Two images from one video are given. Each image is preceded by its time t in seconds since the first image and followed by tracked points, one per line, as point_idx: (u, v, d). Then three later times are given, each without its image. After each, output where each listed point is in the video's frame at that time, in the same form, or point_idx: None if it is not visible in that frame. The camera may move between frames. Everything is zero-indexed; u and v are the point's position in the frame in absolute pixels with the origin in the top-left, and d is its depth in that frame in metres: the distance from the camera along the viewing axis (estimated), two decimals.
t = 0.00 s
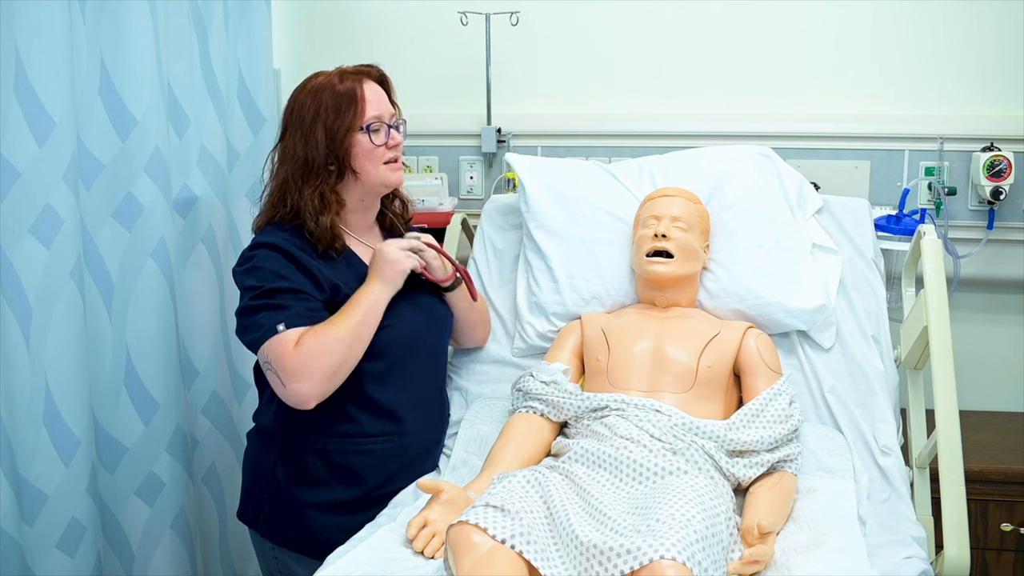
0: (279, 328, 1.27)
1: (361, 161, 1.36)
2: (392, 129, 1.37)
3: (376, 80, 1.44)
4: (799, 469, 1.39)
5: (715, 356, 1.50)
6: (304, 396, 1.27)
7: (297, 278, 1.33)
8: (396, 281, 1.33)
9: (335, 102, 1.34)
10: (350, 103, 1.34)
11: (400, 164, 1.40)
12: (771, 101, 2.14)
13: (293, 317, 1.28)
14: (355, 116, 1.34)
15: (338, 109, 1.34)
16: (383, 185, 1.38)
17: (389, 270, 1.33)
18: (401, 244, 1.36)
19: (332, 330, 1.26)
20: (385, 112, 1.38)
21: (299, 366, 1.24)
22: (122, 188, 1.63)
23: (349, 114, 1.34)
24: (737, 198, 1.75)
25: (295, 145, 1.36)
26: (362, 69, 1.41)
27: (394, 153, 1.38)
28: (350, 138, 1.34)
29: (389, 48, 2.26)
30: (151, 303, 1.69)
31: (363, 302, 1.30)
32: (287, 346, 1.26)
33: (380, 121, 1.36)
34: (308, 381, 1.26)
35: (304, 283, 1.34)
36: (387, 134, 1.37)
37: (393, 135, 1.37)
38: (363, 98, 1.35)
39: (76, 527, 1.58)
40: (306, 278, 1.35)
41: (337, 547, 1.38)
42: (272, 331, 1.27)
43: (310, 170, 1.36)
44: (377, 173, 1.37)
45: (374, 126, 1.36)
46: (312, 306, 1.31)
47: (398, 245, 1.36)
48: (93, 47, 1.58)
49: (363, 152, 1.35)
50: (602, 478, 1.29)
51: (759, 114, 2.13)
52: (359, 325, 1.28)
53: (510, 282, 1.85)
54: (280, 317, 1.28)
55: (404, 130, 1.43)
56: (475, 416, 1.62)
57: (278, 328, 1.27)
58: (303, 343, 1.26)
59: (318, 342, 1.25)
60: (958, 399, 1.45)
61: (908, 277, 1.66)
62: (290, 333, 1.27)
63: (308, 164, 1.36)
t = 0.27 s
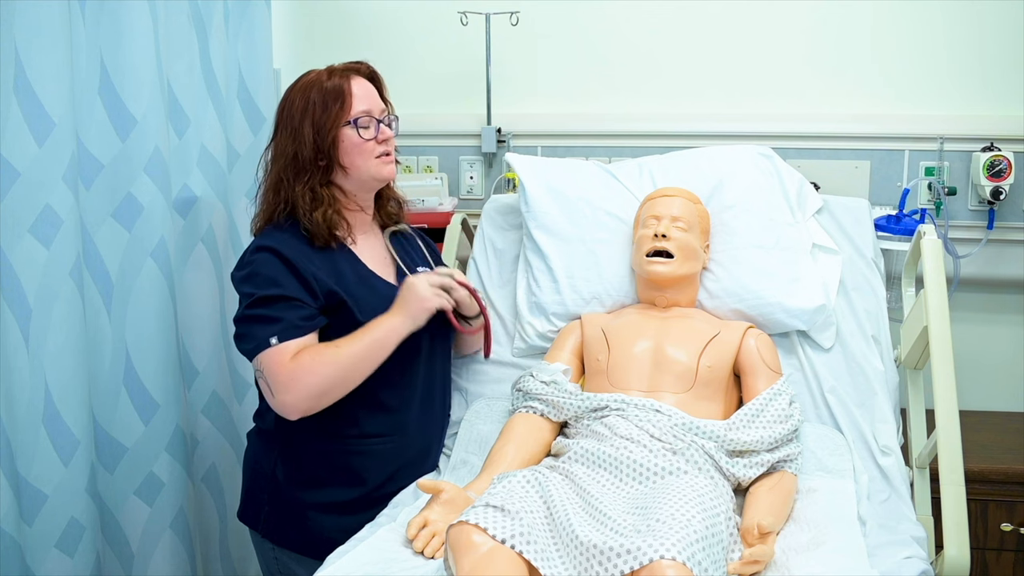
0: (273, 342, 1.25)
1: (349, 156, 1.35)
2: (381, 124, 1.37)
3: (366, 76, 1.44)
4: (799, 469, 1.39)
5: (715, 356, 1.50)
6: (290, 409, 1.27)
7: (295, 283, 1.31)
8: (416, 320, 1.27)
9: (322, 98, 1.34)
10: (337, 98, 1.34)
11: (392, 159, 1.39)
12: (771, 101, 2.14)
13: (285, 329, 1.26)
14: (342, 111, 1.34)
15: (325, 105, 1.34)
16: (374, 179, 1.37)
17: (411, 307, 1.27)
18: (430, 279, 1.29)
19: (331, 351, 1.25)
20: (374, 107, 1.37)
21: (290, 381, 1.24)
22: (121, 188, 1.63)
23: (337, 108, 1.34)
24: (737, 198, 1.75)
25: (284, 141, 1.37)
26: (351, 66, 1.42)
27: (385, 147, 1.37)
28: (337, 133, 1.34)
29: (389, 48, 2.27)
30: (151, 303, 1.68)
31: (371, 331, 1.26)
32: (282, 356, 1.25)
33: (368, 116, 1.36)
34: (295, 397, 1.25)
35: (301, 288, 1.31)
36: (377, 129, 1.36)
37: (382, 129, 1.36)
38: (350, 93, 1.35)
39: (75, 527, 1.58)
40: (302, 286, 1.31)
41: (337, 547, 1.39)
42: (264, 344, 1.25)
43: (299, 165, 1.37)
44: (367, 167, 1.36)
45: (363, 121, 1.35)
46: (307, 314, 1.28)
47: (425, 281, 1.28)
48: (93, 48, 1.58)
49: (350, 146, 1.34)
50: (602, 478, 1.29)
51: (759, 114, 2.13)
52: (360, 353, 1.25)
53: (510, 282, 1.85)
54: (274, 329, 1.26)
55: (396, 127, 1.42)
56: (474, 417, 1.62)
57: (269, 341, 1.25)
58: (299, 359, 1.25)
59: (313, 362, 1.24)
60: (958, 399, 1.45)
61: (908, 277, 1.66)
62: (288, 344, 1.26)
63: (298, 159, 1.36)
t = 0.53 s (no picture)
0: (270, 352, 1.26)
1: (352, 158, 1.35)
2: (388, 131, 1.36)
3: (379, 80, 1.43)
4: (799, 469, 1.39)
5: (715, 355, 1.50)
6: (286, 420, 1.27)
7: (291, 286, 1.30)
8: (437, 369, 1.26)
9: (332, 98, 1.33)
10: (346, 100, 1.33)
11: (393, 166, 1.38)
12: (771, 101, 2.14)
13: (282, 339, 1.26)
14: (351, 113, 1.33)
15: (335, 106, 1.33)
16: (370, 184, 1.37)
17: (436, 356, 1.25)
18: (467, 336, 1.27)
19: (334, 372, 1.25)
20: (382, 113, 1.36)
21: (289, 394, 1.25)
22: (121, 189, 1.63)
23: (346, 110, 1.33)
24: (738, 198, 1.75)
25: (289, 135, 1.37)
26: (365, 67, 1.41)
27: (388, 154, 1.37)
28: (342, 134, 1.33)
29: (389, 48, 2.26)
30: (150, 303, 1.68)
31: (381, 362, 1.26)
32: (284, 367, 1.26)
33: (375, 122, 1.35)
34: (290, 411, 1.26)
35: (297, 290, 1.30)
36: (382, 135, 1.35)
37: (388, 137, 1.35)
38: (361, 97, 1.34)
39: (75, 527, 1.58)
40: (298, 288, 1.30)
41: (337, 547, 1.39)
42: (262, 354, 1.26)
43: (302, 161, 1.36)
44: (367, 172, 1.36)
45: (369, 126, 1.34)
46: (303, 320, 1.28)
47: (461, 337, 1.26)
48: (93, 48, 1.58)
49: (355, 149, 1.34)
50: (602, 478, 1.29)
51: (759, 114, 2.13)
52: (364, 380, 1.25)
53: (510, 282, 1.85)
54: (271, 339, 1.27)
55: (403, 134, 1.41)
56: (474, 416, 1.62)
57: (267, 352, 1.26)
58: (301, 374, 1.26)
59: (314, 380, 1.24)
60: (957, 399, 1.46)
61: (908, 277, 1.66)
62: (288, 356, 1.27)
63: (301, 155, 1.36)
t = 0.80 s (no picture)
0: (273, 352, 1.26)
1: (360, 163, 1.35)
2: (396, 137, 1.36)
3: (391, 84, 1.43)
4: (799, 469, 1.39)
5: (715, 355, 1.50)
6: (289, 419, 1.27)
7: (293, 284, 1.30)
8: (440, 359, 1.28)
9: (344, 101, 1.33)
10: (357, 103, 1.33)
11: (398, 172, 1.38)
12: (771, 101, 2.14)
13: (284, 338, 1.26)
14: (362, 118, 1.33)
15: (345, 108, 1.33)
16: (373, 189, 1.37)
17: (439, 347, 1.27)
18: (468, 328, 1.30)
19: (335, 368, 1.25)
20: (391, 119, 1.36)
21: (290, 394, 1.25)
22: (121, 189, 1.63)
23: (357, 114, 1.33)
24: (738, 198, 1.75)
25: (298, 135, 1.36)
26: (377, 70, 1.40)
27: (394, 160, 1.37)
28: (350, 138, 1.33)
29: (389, 48, 2.26)
30: (151, 304, 1.68)
31: (381, 354, 1.26)
32: (285, 367, 1.26)
33: (384, 128, 1.35)
34: (293, 410, 1.25)
35: (299, 289, 1.30)
36: (390, 141, 1.35)
37: (395, 144, 1.35)
38: (371, 101, 1.34)
39: (75, 527, 1.58)
40: (301, 287, 1.30)
41: (336, 547, 1.39)
42: (264, 354, 1.26)
43: (309, 161, 1.36)
44: (372, 178, 1.36)
45: (377, 132, 1.34)
46: (305, 319, 1.28)
47: (463, 330, 1.29)
48: (93, 48, 1.58)
49: (363, 154, 1.34)
50: (602, 478, 1.29)
51: (759, 114, 2.13)
52: (365, 374, 1.24)
53: (510, 282, 1.85)
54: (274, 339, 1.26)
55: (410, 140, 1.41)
56: (475, 416, 1.62)
57: (269, 351, 1.26)
58: (302, 372, 1.26)
59: (315, 377, 1.24)
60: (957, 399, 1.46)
61: (908, 277, 1.66)
62: (291, 355, 1.27)
63: (309, 156, 1.35)
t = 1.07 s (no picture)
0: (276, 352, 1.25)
1: (366, 164, 1.35)
2: (401, 138, 1.36)
3: (393, 84, 1.43)
4: (799, 469, 1.39)
5: (715, 355, 1.50)
6: (293, 420, 1.28)
7: (297, 285, 1.30)
8: (437, 346, 1.29)
9: (349, 102, 1.33)
10: (362, 105, 1.33)
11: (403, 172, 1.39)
12: (771, 101, 2.14)
13: (287, 339, 1.26)
14: (368, 118, 1.33)
15: (351, 110, 1.33)
16: (379, 189, 1.38)
17: (436, 335, 1.28)
18: (459, 313, 1.32)
19: (334, 365, 1.25)
20: (396, 119, 1.36)
21: (292, 395, 1.25)
22: (121, 189, 1.63)
23: (362, 115, 1.33)
24: (738, 198, 1.75)
25: (303, 138, 1.36)
26: (380, 70, 1.40)
27: (399, 160, 1.37)
28: (356, 140, 1.33)
29: (389, 47, 2.26)
30: (151, 304, 1.68)
31: (379, 347, 1.26)
32: (285, 368, 1.26)
33: (389, 128, 1.35)
34: (296, 409, 1.26)
35: (303, 289, 1.30)
36: (395, 141, 1.36)
37: (400, 144, 1.36)
38: (376, 102, 1.34)
39: (75, 527, 1.58)
40: (305, 288, 1.30)
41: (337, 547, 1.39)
42: (267, 355, 1.26)
43: (315, 164, 1.36)
44: (379, 177, 1.36)
45: (382, 133, 1.34)
46: (308, 320, 1.28)
47: (456, 315, 1.31)
48: (93, 49, 1.58)
49: (369, 155, 1.34)
50: (602, 478, 1.29)
51: (759, 114, 2.13)
52: (364, 368, 1.25)
53: (510, 282, 1.85)
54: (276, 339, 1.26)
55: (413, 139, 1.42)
56: (475, 417, 1.62)
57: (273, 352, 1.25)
58: (302, 372, 1.26)
59: (315, 376, 1.24)
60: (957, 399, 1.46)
61: (908, 277, 1.66)
62: (291, 357, 1.26)
63: (315, 158, 1.35)
